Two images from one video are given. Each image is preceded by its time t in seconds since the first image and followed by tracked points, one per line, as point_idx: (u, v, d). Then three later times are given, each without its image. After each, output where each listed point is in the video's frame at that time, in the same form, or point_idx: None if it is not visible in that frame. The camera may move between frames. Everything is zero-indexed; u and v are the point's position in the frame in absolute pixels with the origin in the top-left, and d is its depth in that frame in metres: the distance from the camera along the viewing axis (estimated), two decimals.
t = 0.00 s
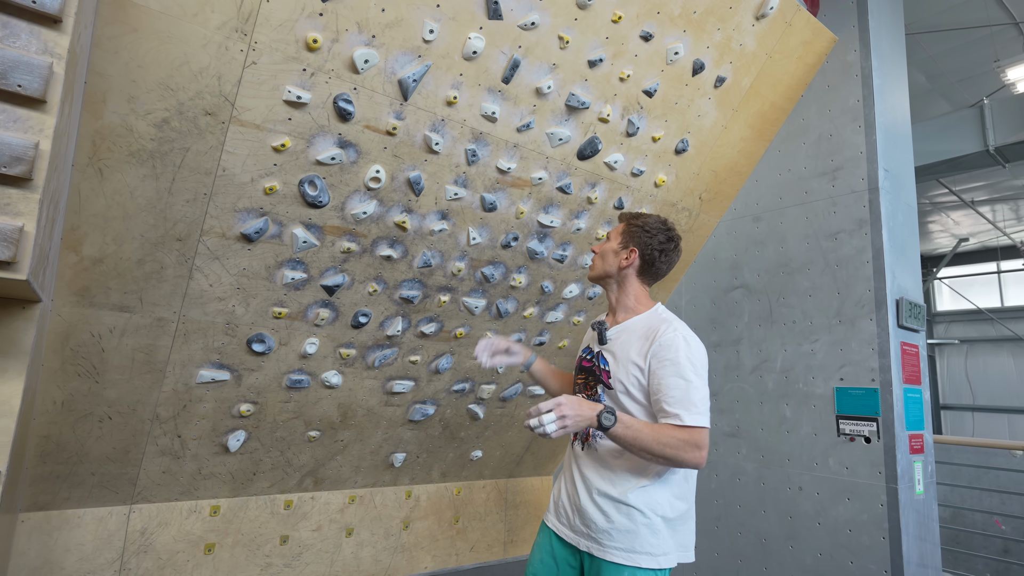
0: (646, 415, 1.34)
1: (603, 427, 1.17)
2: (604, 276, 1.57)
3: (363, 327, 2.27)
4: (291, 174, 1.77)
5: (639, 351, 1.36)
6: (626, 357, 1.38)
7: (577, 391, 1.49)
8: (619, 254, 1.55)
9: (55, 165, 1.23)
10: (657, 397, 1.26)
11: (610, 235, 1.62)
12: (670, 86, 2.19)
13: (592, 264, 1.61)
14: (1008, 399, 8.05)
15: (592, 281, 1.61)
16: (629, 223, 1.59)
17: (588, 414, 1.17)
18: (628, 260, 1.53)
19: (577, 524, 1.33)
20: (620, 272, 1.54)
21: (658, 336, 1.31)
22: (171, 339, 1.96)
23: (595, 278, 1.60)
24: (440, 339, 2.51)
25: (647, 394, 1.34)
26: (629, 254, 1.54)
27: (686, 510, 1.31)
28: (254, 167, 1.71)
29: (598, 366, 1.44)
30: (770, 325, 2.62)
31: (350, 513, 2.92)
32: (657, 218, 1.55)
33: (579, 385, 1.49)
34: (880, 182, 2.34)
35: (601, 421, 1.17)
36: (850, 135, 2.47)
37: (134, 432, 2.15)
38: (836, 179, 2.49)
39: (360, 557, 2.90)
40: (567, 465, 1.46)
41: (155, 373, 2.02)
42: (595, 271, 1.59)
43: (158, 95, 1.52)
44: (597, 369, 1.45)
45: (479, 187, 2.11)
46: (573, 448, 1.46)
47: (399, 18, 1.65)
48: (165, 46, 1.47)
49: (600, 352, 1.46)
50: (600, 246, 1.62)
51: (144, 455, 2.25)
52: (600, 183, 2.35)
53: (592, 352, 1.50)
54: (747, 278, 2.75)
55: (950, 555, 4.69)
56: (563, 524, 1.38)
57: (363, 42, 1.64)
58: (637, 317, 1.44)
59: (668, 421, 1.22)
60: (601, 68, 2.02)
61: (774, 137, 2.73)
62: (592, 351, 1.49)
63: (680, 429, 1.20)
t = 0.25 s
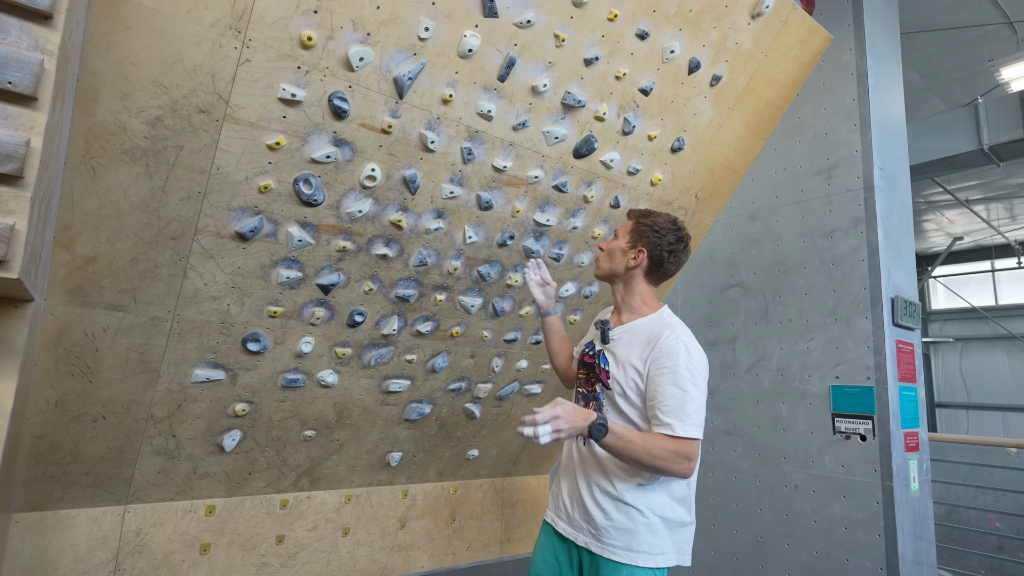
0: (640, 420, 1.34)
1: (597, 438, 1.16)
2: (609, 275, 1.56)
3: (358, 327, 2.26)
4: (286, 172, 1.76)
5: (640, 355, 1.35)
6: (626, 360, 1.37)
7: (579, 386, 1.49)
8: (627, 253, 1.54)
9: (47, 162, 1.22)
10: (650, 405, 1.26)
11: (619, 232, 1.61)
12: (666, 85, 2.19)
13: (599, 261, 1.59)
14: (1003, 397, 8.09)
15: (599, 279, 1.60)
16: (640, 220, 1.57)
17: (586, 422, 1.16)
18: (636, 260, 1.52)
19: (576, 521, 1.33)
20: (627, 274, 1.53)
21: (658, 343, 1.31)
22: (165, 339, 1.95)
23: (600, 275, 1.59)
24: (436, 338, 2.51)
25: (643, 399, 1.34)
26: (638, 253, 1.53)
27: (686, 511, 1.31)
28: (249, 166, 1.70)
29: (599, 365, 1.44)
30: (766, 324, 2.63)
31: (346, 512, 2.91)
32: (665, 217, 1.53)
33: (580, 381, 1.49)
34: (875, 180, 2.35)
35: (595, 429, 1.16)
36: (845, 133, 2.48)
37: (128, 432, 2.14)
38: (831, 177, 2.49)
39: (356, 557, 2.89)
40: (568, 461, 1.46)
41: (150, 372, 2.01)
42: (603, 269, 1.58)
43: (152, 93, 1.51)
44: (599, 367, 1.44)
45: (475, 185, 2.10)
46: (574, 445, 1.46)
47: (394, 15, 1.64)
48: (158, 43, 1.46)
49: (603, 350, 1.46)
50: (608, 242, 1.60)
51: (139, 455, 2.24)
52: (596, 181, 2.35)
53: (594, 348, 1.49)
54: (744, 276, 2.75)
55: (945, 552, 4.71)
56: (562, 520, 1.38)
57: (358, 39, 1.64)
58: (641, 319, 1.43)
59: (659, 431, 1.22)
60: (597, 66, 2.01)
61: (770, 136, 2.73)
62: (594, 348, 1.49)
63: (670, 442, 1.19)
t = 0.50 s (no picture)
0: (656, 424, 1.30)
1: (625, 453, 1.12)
2: (635, 283, 1.41)
3: (357, 326, 2.26)
4: (284, 171, 1.76)
5: (658, 357, 1.30)
6: (643, 362, 1.31)
7: (581, 390, 1.41)
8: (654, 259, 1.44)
9: (42, 161, 1.22)
10: (678, 409, 1.22)
11: (637, 232, 1.48)
12: (664, 83, 2.18)
13: (624, 268, 1.42)
14: (1001, 395, 8.11)
15: (618, 282, 1.42)
16: (658, 224, 1.49)
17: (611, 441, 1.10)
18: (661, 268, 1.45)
19: (579, 524, 1.31)
20: (651, 282, 1.42)
21: (681, 346, 1.26)
22: (163, 338, 1.94)
23: (625, 283, 1.42)
24: (434, 337, 2.51)
25: (663, 402, 1.29)
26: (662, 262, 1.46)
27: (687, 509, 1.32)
28: (246, 164, 1.70)
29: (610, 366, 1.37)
30: (765, 322, 2.63)
31: (345, 511, 2.91)
32: (677, 222, 1.51)
33: (582, 384, 1.41)
34: (874, 179, 2.35)
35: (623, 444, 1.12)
36: (843, 132, 2.48)
37: (126, 432, 2.14)
38: (830, 176, 2.49)
39: (355, 556, 2.89)
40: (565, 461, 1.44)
41: (147, 372, 2.01)
42: (628, 273, 1.42)
43: (148, 91, 1.51)
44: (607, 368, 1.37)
45: (473, 184, 2.10)
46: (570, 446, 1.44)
47: (391, 13, 1.64)
48: (155, 41, 1.46)
49: (614, 352, 1.38)
50: (630, 247, 1.45)
51: (137, 455, 2.24)
52: (595, 180, 2.35)
53: (599, 349, 1.42)
54: (742, 275, 2.75)
55: (942, 550, 4.72)
56: (562, 522, 1.36)
57: (355, 37, 1.63)
58: (657, 320, 1.37)
59: (686, 434, 1.20)
60: (595, 64, 2.01)
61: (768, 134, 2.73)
62: (601, 350, 1.41)
63: (701, 444, 1.18)
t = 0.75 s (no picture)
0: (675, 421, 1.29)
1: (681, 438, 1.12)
2: (646, 287, 1.38)
3: (356, 326, 2.26)
4: (283, 171, 1.76)
5: (673, 354, 1.30)
6: (659, 360, 1.29)
7: (588, 394, 1.32)
8: (659, 262, 1.42)
9: (42, 161, 1.22)
10: (705, 403, 1.23)
11: (641, 235, 1.43)
12: (664, 83, 2.18)
13: (635, 273, 1.37)
14: (1000, 394, 8.11)
15: (628, 287, 1.37)
16: (657, 223, 1.46)
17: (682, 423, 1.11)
18: (663, 271, 1.43)
19: (590, 527, 1.26)
20: (656, 284, 1.41)
21: (697, 341, 1.27)
22: (162, 338, 1.94)
23: (637, 288, 1.37)
24: (434, 338, 2.51)
25: (683, 400, 1.28)
26: (663, 264, 1.44)
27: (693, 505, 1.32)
28: (245, 165, 1.70)
29: (624, 367, 1.31)
30: (765, 322, 2.62)
31: (344, 512, 2.91)
32: (672, 219, 1.48)
33: (590, 388, 1.33)
34: (873, 178, 2.35)
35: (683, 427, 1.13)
36: (843, 132, 2.48)
37: (125, 432, 2.14)
38: (829, 176, 2.49)
39: (355, 556, 2.89)
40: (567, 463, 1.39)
41: (146, 372, 2.01)
42: (639, 278, 1.37)
43: (148, 92, 1.51)
44: (620, 370, 1.32)
45: (472, 184, 2.10)
46: (570, 447, 1.38)
47: (391, 14, 1.64)
48: (154, 42, 1.46)
49: (624, 353, 1.34)
50: (637, 250, 1.40)
51: (136, 455, 2.24)
52: (594, 180, 2.34)
53: (607, 352, 1.37)
54: (742, 275, 2.75)
55: (942, 549, 4.73)
56: (568, 526, 1.31)
57: (355, 38, 1.63)
58: (665, 319, 1.36)
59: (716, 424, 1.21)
60: (595, 64, 2.01)
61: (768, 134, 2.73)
62: (609, 352, 1.36)
63: (732, 433, 1.21)
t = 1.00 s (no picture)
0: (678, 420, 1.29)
1: (707, 434, 1.17)
2: (643, 285, 1.40)
3: (356, 326, 2.26)
4: (282, 172, 1.76)
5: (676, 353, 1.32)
6: (665, 359, 1.31)
7: (593, 397, 1.31)
8: (653, 260, 1.44)
9: (40, 162, 1.22)
10: (712, 400, 1.27)
11: (634, 233, 1.44)
12: (663, 83, 2.18)
13: (632, 271, 1.39)
14: (1000, 393, 8.11)
15: (627, 285, 1.38)
16: (648, 222, 1.48)
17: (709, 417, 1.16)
18: (657, 268, 1.45)
19: (598, 528, 1.23)
20: (653, 281, 1.42)
21: (698, 340, 1.32)
22: (162, 339, 1.94)
23: (635, 286, 1.39)
24: (434, 338, 2.51)
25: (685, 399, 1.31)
26: (656, 262, 1.46)
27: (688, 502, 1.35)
28: (244, 166, 1.70)
29: (631, 368, 1.31)
30: (764, 322, 2.63)
31: (344, 512, 2.91)
32: (660, 217, 1.51)
33: (594, 390, 1.31)
34: (873, 178, 2.35)
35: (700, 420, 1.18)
36: (842, 131, 2.48)
37: (125, 433, 2.14)
38: (828, 175, 2.49)
39: (355, 556, 2.89)
40: (567, 462, 1.35)
41: (146, 373, 2.01)
42: (637, 275, 1.39)
43: (146, 93, 1.51)
44: (625, 371, 1.31)
45: (471, 184, 2.10)
46: (570, 446, 1.35)
47: (389, 14, 1.64)
48: (153, 43, 1.46)
49: (629, 354, 1.33)
50: (631, 249, 1.42)
51: (136, 456, 2.24)
52: (593, 180, 2.35)
53: (609, 354, 1.35)
54: (741, 274, 2.75)
55: (941, 549, 4.73)
56: (572, 527, 1.27)
57: (353, 38, 1.63)
58: (665, 317, 1.38)
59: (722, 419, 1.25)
60: (594, 64, 2.01)
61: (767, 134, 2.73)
62: (613, 354, 1.34)
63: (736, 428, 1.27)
